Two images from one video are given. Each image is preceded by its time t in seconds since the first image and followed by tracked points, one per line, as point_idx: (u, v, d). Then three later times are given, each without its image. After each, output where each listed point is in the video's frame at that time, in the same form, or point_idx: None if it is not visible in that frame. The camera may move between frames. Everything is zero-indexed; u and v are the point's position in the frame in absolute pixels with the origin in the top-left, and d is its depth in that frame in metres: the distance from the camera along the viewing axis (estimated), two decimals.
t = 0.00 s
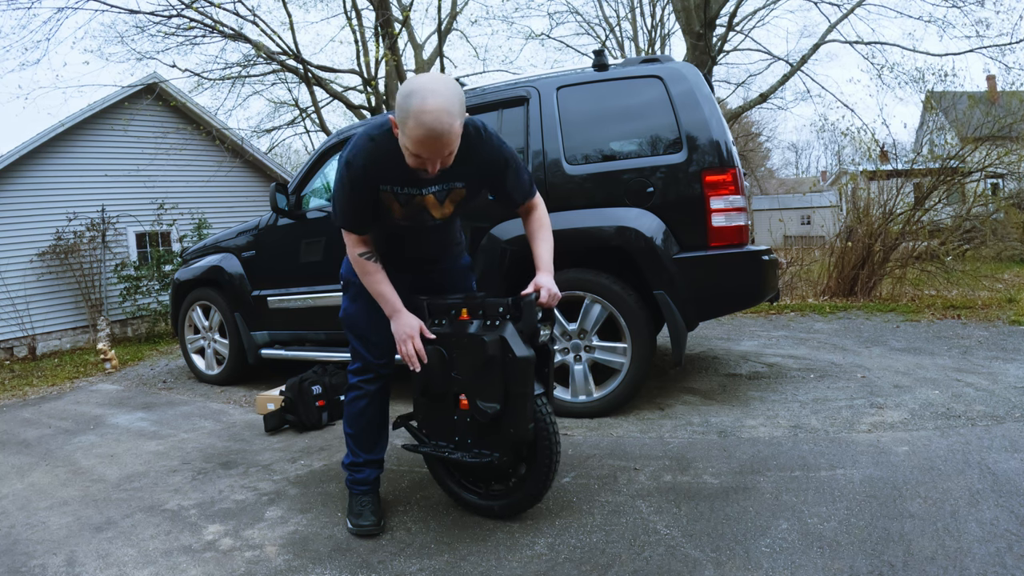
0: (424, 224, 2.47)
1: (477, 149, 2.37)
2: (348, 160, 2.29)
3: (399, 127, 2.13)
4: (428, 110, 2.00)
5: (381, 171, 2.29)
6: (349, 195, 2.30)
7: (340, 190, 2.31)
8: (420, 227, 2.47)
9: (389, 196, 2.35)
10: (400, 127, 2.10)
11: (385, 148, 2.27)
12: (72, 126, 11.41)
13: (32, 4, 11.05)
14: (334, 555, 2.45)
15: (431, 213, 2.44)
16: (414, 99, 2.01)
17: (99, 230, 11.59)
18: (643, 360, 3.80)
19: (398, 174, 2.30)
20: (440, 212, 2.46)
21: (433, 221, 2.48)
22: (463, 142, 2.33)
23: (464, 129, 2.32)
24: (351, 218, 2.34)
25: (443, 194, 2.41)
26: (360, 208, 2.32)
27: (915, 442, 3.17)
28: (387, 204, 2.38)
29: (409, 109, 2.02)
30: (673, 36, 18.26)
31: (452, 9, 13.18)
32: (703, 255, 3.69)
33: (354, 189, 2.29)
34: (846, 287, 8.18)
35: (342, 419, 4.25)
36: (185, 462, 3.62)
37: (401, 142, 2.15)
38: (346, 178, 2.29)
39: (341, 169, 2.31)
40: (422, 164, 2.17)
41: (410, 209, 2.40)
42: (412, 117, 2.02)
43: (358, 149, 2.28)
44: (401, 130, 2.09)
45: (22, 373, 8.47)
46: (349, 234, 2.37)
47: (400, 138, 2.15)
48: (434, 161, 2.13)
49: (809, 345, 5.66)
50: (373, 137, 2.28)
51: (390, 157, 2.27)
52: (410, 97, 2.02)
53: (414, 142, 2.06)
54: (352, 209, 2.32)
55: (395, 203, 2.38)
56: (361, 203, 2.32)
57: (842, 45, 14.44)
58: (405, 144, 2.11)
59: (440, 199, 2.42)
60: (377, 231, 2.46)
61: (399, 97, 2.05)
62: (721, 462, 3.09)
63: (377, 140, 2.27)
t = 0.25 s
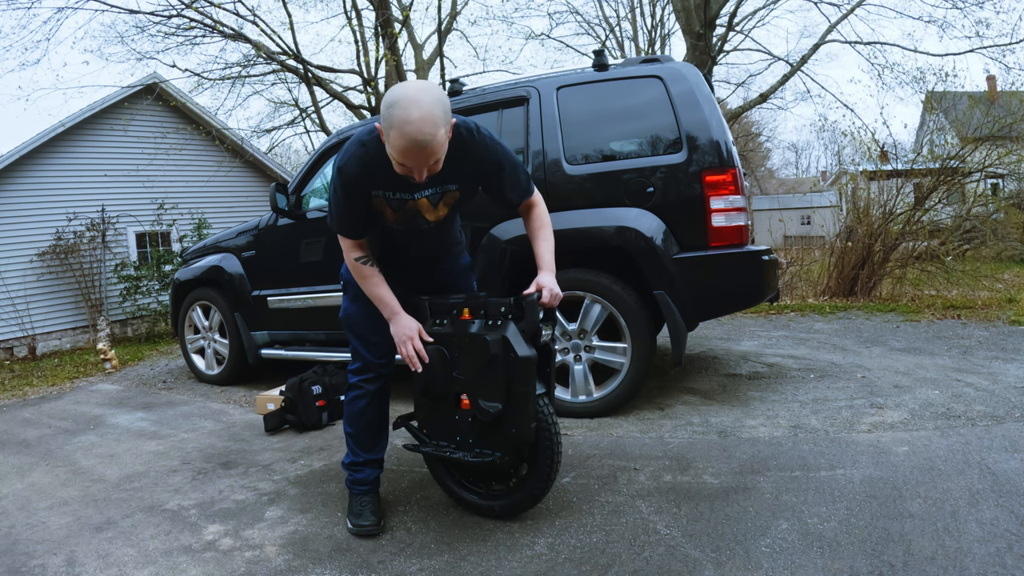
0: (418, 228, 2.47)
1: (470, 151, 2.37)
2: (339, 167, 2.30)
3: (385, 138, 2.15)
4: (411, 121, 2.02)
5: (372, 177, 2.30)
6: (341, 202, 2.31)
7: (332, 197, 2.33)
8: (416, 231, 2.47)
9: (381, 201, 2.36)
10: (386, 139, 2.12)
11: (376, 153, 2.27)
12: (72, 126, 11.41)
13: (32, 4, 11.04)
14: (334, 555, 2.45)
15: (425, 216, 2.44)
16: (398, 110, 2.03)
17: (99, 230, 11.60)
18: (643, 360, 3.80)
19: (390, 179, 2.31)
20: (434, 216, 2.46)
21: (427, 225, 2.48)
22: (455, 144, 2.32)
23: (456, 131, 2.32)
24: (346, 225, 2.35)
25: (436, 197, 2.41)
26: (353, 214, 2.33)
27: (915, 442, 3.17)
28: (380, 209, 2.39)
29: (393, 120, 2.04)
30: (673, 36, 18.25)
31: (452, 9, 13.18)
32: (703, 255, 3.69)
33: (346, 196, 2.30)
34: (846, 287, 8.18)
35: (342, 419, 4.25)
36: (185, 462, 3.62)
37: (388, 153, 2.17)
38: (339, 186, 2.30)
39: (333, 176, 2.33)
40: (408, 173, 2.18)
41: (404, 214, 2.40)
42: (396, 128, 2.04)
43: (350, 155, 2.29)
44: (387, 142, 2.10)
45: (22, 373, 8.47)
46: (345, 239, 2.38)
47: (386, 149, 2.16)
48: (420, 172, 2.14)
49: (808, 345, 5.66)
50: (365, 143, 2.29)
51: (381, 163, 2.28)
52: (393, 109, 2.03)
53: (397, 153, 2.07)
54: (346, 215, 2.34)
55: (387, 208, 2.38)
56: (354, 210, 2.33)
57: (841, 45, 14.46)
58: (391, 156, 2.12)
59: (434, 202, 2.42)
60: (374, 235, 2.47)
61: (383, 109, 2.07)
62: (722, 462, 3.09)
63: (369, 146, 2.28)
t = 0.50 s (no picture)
0: (416, 228, 2.46)
1: (468, 151, 2.37)
2: (337, 168, 2.30)
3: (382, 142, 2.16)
4: (404, 125, 2.02)
5: (370, 177, 2.30)
6: (340, 202, 2.32)
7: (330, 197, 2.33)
8: (415, 231, 2.48)
9: (379, 201, 2.36)
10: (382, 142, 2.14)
11: (374, 153, 2.28)
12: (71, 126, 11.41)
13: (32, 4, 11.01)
14: (334, 555, 2.45)
15: (424, 216, 2.44)
16: (392, 114, 2.04)
17: (99, 230, 11.60)
18: (643, 360, 3.80)
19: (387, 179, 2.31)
20: (433, 216, 2.46)
21: (425, 224, 2.48)
22: (453, 144, 2.32)
23: (455, 131, 2.32)
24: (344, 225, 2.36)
25: (435, 197, 2.41)
26: (351, 213, 2.34)
27: (915, 442, 3.17)
28: (378, 208, 2.39)
29: (387, 124, 2.05)
30: (673, 36, 18.24)
31: (452, 9, 13.18)
32: (703, 255, 3.69)
33: (344, 196, 2.31)
34: (846, 287, 8.18)
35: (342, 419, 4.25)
36: (185, 462, 3.62)
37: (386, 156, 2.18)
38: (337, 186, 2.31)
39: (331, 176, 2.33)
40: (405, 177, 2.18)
41: (402, 214, 2.40)
42: (390, 132, 2.05)
43: (348, 155, 2.29)
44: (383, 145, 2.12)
45: (22, 373, 8.47)
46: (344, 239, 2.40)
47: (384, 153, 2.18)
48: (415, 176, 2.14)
49: (808, 344, 5.66)
50: (363, 143, 2.29)
51: (378, 164, 2.28)
52: (388, 112, 2.04)
53: (392, 157, 2.08)
54: (344, 215, 2.34)
55: (385, 208, 2.39)
56: (352, 209, 2.33)
57: (841, 45, 14.46)
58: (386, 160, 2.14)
59: (432, 202, 2.42)
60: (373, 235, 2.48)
61: (379, 113, 2.09)
62: (722, 462, 3.09)
63: (367, 146, 2.28)
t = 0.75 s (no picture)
0: (416, 228, 2.46)
1: (470, 151, 2.37)
2: (337, 168, 2.30)
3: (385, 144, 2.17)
4: (406, 129, 2.02)
5: (370, 177, 2.30)
6: (340, 201, 2.32)
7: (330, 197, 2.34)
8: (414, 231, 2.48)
9: (379, 201, 2.36)
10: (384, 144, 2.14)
11: (375, 153, 2.27)
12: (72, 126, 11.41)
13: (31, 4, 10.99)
14: (334, 555, 2.45)
15: (422, 217, 2.44)
16: (393, 117, 2.04)
17: (99, 230, 11.60)
18: (643, 360, 3.80)
19: (387, 179, 2.31)
20: (433, 216, 2.46)
21: (426, 224, 2.48)
22: (454, 145, 2.32)
23: (456, 132, 2.32)
24: (343, 224, 2.37)
25: (435, 197, 2.40)
26: (351, 213, 2.34)
27: (915, 443, 3.17)
28: (378, 209, 2.40)
29: (389, 128, 2.05)
30: (673, 36, 18.23)
31: (452, 9, 13.17)
32: (703, 255, 3.69)
33: (343, 197, 2.31)
34: (846, 287, 8.18)
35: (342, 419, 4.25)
36: (185, 462, 3.62)
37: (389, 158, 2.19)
38: (337, 185, 2.31)
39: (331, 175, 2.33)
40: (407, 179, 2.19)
41: (402, 214, 2.40)
42: (391, 135, 2.05)
43: (349, 154, 2.29)
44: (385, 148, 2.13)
45: (22, 373, 8.47)
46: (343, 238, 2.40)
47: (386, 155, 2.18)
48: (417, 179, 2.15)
49: (808, 344, 5.66)
50: (364, 143, 2.29)
51: (379, 164, 2.28)
52: (390, 116, 2.04)
53: (393, 160, 2.09)
54: (344, 214, 2.35)
55: (385, 209, 2.39)
56: (351, 208, 2.34)
57: (841, 45, 14.46)
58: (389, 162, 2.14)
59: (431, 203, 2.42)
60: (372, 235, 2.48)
61: (381, 116, 2.09)
62: (722, 462, 3.09)
63: (368, 146, 2.28)
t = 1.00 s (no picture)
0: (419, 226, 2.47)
1: (473, 151, 2.36)
2: (342, 165, 2.30)
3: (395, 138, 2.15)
4: (423, 130, 2.02)
5: (376, 174, 2.30)
6: (344, 197, 2.31)
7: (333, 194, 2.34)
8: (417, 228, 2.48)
9: (384, 198, 2.36)
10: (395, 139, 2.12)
11: (381, 150, 2.27)
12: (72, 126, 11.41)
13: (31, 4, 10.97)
14: (334, 555, 2.45)
15: (426, 214, 2.44)
16: (410, 116, 2.03)
17: (99, 230, 11.60)
18: (643, 360, 3.80)
19: (394, 176, 2.30)
20: (437, 214, 2.46)
21: (428, 222, 2.48)
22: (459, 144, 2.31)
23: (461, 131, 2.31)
24: (345, 221, 2.36)
25: (440, 195, 2.40)
26: (355, 209, 2.34)
27: (916, 443, 3.17)
28: (382, 206, 2.39)
29: (404, 127, 2.04)
30: (673, 36, 18.22)
31: (452, 9, 13.17)
32: (703, 255, 3.69)
33: (348, 193, 2.31)
34: (846, 287, 8.18)
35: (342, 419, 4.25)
36: (185, 462, 3.62)
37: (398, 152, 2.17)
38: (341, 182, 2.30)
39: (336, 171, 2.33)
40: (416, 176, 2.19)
41: (406, 211, 2.41)
42: (407, 134, 2.04)
43: (354, 151, 2.28)
44: (396, 143, 2.11)
45: (22, 373, 8.47)
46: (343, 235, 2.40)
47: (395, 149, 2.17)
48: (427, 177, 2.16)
49: (808, 345, 5.66)
50: (369, 140, 2.28)
51: (386, 160, 2.28)
52: (405, 115, 2.03)
53: (405, 158, 2.08)
54: (348, 210, 2.34)
55: (390, 206, 2.39)
56: (355, 205, 2.34)
57: (841, 45, 14.44)
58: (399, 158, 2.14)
59: (437, 201, 2.42)
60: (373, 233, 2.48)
61: (395, 112, 2.07)
62: (722, 462, 3.09)
63: (373, 143, 2.27)
